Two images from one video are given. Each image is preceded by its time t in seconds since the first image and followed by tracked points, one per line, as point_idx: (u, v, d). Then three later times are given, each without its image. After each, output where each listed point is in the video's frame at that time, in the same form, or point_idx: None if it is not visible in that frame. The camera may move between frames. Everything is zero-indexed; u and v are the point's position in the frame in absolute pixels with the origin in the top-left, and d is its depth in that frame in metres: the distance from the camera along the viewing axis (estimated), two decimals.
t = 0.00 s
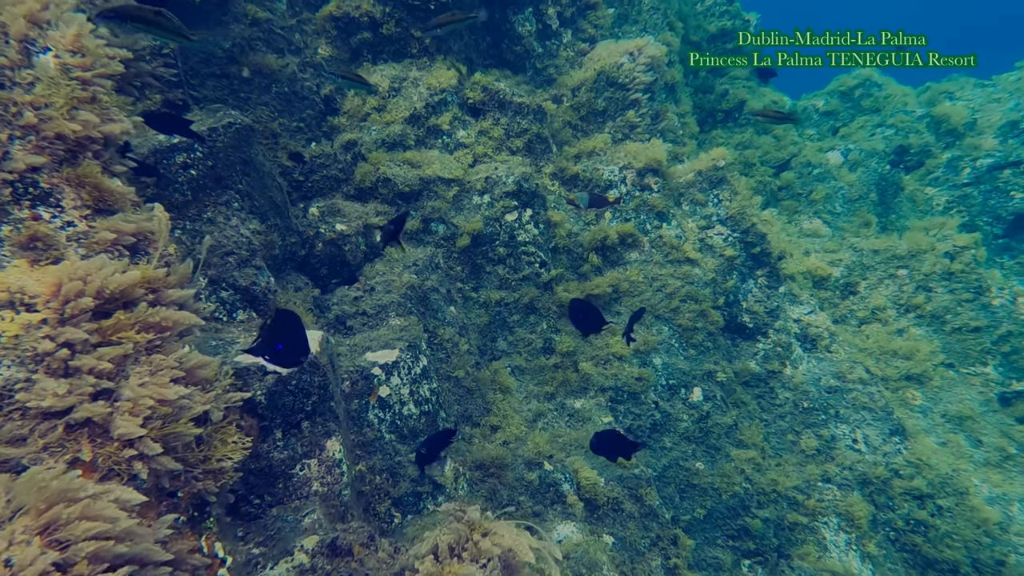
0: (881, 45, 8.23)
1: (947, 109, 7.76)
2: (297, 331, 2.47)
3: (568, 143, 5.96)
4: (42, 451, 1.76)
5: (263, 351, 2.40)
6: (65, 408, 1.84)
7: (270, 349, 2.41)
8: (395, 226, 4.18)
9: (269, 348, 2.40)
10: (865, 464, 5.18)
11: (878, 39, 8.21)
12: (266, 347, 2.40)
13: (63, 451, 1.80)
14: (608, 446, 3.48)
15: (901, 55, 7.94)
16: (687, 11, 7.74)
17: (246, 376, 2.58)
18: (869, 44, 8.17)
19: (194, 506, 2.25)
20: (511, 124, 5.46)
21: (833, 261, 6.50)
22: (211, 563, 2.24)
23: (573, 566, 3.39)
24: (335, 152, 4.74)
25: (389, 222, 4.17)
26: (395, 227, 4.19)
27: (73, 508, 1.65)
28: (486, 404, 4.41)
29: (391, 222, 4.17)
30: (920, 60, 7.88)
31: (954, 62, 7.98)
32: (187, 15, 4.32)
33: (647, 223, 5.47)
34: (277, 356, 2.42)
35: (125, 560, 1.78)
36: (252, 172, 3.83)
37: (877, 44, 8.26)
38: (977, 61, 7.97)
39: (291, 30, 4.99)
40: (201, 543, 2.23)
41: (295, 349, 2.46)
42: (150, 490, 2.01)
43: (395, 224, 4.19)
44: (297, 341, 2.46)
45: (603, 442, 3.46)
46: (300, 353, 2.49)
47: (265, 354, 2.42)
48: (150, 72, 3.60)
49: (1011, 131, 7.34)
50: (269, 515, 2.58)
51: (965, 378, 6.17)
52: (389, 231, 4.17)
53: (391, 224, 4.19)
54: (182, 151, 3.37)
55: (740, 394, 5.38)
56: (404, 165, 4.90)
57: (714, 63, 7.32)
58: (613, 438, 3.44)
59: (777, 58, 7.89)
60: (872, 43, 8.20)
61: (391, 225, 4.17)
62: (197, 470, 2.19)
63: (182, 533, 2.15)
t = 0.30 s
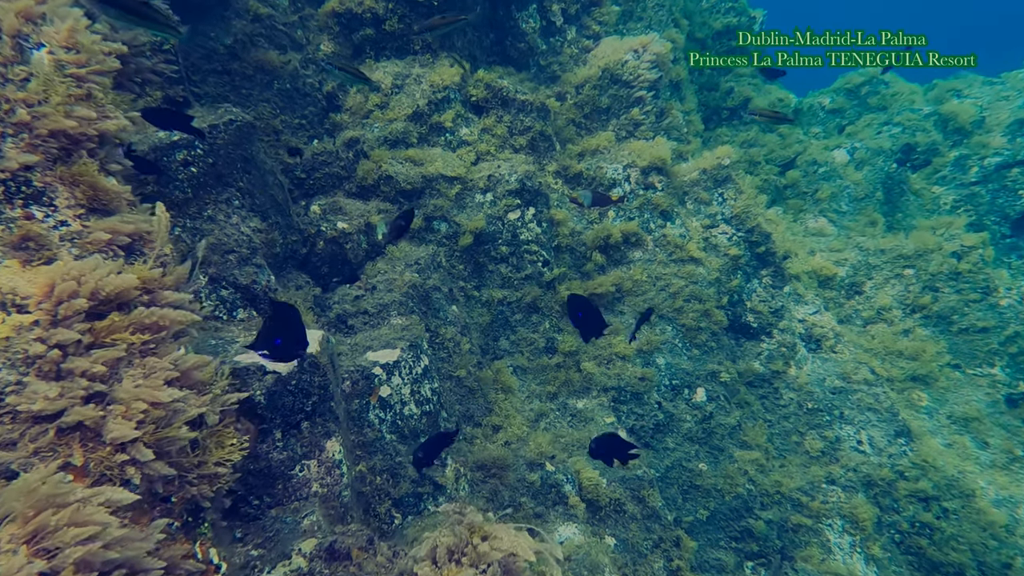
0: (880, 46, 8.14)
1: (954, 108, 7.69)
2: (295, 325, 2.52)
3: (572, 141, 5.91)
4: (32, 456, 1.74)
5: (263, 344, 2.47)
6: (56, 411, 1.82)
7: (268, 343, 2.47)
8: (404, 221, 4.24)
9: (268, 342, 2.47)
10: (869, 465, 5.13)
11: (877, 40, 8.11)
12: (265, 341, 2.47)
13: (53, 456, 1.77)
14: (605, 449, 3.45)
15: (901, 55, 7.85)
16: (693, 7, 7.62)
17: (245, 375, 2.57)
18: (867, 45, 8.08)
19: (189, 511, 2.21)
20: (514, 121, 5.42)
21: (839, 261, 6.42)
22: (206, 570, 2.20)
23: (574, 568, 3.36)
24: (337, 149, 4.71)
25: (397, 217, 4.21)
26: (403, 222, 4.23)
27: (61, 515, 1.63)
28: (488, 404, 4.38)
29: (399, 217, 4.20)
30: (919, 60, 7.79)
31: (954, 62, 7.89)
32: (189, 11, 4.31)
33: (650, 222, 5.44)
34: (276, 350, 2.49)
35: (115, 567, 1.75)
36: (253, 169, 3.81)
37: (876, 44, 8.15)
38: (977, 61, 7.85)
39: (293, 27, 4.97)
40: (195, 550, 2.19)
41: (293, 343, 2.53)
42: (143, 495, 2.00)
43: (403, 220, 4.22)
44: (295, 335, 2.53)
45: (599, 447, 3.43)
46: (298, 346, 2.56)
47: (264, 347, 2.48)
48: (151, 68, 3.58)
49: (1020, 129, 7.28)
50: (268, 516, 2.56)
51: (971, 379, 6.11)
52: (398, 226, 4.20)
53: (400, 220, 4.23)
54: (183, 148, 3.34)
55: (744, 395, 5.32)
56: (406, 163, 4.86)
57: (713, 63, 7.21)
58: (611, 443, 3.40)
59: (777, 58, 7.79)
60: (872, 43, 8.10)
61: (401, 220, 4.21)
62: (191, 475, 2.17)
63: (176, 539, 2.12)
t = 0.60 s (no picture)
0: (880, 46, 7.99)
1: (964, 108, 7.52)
2: (294, 319, 2.50)
3: (576, 141, 5.87)
4: (25, 463, 1.72)
5: (263, 340, 2.47)
6: (49, 418, 1.80)
7: (268, 339, 2.47)
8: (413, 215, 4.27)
9: (268, 338, 2.47)
10: (875, 469, 5.08)
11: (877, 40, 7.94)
12: (266, 338, 2.47)
13: (46, 464, 1.75)
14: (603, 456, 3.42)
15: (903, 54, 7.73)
16: (699, 6, 7.53)
17: (245, 377, 2.57)
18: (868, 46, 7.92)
19: (184, 519, 2.17)
20: (519, 120, 5.38)
21: (845, 262, 6.35)
22: None
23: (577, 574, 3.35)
24: (340, 148, 4.69)
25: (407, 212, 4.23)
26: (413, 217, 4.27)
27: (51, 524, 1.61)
28: (491, 406, 4.36)
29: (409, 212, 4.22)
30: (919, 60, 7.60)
31: (954, 62, 7.79)
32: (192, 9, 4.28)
33: (655, 222, 5.39)
34: (276, 346, 2.48)
35: None
36: (255, 169, 3.80)
37: (876, 44, 8.03)
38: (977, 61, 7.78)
39: (297, 25, 4.95)
40: (191, 558, 2.13)
41: (293, 337, 2.51)
42: (137, 503, 1.97)
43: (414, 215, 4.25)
44: (295, 330, 2.51)
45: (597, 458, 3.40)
46: (298, 341, 2.54)
47: (265, 343, 2.49)
48: (153, 66, 3.56)
49: None
50: (268, 519, 2.54)
51: (979, 383, 6.02)
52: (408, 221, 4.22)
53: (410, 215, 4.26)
54: (185, 147, 3.32)
55: (749, 398, 5.25)
56: (410, 163, 4.83)
57: (715, 64, 6.84)
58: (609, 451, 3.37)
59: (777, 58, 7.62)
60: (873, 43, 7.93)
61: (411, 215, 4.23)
62: (187, 482, 2.14)
63: (170, 548, 2.07)
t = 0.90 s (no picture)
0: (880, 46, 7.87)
1: (971, 108, 7.45)
2: (294, 316, 2.49)
3: (580, 141, 5.84)
4: (14, 473, 1.65)
5: (264, 338, 2.45)
6: (40, 426, 1.74)
7: (268, 336, 2.45)
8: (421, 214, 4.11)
9: (268, 336, 2.45)
10: (880, 474, 5.02)
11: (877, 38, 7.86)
12: (265, 335, 2.45)
13: (36, 474, 1.69)
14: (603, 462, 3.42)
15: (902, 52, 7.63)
16: (704, 5, 7.46)
17: (244, 380, 2.55)
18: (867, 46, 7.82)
19: (178, 529, 2.13)
20: (522, 120, 5.37)
21: (850, 264, 6.16)
22: None
23: None
24: (343, 148, 4.68)
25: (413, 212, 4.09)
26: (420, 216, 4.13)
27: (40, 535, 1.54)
28: (493, 408, 4.34)
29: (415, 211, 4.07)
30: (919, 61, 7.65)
31: (953, 62, 7.69)
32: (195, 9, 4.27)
33: (659, 223, 5.35)
34: (276, 342, 2.47)
35: None
36: (257, 169, 3.79)
37: (876, 44, 7.91)
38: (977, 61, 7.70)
39: (300, 23, 4.92)
40: (185, 568, 2.06)
41: (293, 333, 2.50)
42: (130, 513, 1.95)
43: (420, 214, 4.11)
44: (295, 326, 2.50)
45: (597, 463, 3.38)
46: (298, 336, 2.53)
47: (264, 341, 2.47)
48: (154, 64, 3.54)
49: None
50: (267, 523, 2.53)
51: (986, 387, 5.94)
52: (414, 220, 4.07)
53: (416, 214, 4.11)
54: (186, 147, 3.30)
55: (753, 401, 5.25)
56: (412, 163, 4.79)
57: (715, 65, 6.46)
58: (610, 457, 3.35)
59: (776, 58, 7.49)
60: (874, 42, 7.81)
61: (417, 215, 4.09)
62: (181, 491, 2.13)
63: (163, 559, 2.02)
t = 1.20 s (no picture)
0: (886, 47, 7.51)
1: (981, 108, 7.34)
2: (293, 316, 2.46)
3: (585, 142, 5.81)
4: (5, 484, 1.60)
5: (264, 337, 2.41)
6: (32, 437, 1.69)
7: (267, 335, 2.42)
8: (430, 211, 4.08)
9: (269, 334, 2.41)
10: (886, 479, 4.98)
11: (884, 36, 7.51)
12: (264, 334, 2.42)
13: (27, 485, 1.64)
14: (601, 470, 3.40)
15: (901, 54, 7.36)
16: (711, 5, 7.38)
17: (244, 383, 2.55)
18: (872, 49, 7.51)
19: (172, 541, 2.07)
20: (527, 121, 5.36)
21: (857, 267, 6.12)
22: None
23: None
24: (346, 148, 4.67)
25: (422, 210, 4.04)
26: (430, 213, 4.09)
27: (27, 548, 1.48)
28: (495, 411, 4.32)
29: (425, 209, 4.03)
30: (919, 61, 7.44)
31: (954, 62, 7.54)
32: (200, 8, 4.26)
33: (664, 226, 5.31)
34: (275, 341, 2.44)
35: None
36: (260, 169, 3.78)
37: (876, 44, 7.51)
38: (977, 61, 7.58)
39: (304, 23, 4.91)
40: None
41: (293, 332, 2.48)
42: (123, 526, 1.88)
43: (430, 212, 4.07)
44: (295, 325, 2.48)
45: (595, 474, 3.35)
46: (298, 335, 2.51)
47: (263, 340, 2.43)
48: (157, 64, 3.54)
49: None
50: (267, 528, 2.51)
51: (994, 391, 5.82)
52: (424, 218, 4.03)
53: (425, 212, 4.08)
54: (189, 148, 3.30)
55: (758, 405, 5.19)
56: (416, 163, 4.77)
57: (715, 65, 6.22)
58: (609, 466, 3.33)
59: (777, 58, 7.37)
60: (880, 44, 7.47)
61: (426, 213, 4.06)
62: (176, 503, 2.06)
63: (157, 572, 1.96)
